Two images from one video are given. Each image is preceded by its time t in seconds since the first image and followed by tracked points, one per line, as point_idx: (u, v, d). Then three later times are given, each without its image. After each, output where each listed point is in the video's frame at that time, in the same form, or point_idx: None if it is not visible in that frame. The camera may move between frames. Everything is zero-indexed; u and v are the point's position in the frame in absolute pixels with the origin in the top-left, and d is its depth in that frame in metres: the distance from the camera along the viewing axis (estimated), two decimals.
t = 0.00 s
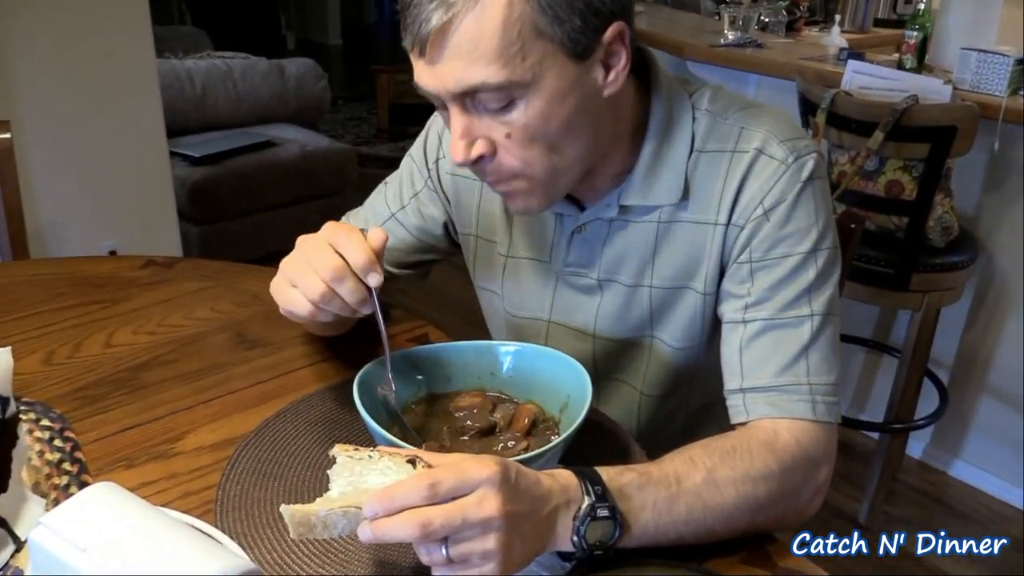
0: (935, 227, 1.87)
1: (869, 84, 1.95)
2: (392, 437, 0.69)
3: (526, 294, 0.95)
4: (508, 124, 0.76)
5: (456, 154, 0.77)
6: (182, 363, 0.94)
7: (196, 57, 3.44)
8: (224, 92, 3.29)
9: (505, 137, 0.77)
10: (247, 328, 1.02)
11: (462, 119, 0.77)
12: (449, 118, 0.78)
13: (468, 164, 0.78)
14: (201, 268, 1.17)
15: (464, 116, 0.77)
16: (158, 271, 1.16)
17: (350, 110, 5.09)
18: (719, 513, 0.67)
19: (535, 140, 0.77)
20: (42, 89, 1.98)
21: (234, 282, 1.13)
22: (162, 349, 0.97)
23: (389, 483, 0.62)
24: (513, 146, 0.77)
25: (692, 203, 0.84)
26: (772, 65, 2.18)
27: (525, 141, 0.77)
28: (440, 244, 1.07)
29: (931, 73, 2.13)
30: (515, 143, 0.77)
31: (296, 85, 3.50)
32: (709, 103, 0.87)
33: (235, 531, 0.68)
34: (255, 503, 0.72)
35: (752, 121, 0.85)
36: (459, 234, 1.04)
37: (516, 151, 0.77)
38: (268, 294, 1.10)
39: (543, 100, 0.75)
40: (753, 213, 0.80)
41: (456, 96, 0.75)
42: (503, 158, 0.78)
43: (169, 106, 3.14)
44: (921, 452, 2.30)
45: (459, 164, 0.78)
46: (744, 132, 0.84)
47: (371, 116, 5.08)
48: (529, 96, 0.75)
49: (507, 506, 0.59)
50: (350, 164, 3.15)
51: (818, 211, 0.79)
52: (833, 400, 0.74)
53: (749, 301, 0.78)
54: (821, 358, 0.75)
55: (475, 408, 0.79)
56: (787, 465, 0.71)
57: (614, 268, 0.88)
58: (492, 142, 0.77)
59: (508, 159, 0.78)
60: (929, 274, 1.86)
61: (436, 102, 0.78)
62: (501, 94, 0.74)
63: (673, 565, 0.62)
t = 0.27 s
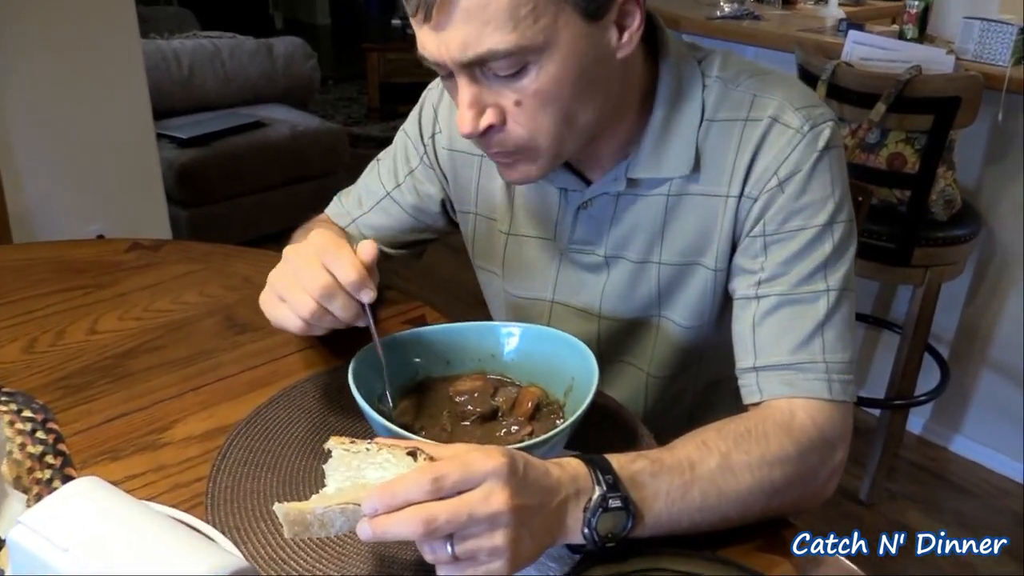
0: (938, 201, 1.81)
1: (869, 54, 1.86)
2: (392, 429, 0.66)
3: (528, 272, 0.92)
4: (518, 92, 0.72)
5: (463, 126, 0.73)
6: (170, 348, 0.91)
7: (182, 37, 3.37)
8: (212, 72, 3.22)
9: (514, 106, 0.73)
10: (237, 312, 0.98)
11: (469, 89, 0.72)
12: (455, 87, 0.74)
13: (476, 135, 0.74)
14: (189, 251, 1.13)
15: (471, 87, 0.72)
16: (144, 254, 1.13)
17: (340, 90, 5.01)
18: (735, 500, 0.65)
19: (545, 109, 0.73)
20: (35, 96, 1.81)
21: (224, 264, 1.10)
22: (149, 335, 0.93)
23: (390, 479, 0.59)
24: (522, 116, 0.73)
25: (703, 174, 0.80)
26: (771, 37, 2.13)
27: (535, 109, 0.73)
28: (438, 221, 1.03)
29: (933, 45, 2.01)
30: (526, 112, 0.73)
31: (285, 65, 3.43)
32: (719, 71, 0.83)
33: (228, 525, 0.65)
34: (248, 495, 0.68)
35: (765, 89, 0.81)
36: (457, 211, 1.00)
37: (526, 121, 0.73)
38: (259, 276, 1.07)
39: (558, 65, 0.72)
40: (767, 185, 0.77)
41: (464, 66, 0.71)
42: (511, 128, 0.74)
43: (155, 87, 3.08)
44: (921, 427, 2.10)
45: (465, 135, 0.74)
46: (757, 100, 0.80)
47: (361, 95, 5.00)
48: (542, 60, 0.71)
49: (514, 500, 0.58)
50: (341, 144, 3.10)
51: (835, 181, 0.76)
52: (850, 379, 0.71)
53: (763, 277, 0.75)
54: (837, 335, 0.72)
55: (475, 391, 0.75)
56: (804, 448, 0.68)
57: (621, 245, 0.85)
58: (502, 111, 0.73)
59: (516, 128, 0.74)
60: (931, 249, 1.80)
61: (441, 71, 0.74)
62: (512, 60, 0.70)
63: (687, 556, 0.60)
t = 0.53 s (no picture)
0: (940, 174, 1.74)
1: (869, 25, 1.78)
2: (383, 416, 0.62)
3: (531, 252, 0.88)
4: (533, 42, 0.67)
5: (474, 80, 0.68)
6: (154, 338, 0.86)
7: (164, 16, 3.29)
8: (194, 52, 3.15)
9: (529, 58, 0.68)
10: (223, 298, 0.94)
11: (481, 39, 0.67)
12: (466, 35, 0.68)
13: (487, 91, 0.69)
14: (173, 235, 1.08)
15: (484, 35, 0.67)
16: (126, 240, 1.08)
17: (326, 70, 4.93)
18: (756, 493, 0.61)
19: (560, 65, 0.69)
20: (26, 107, 1.63)
21: (209, 248, 1.05)
22: (131, 324, 0.89)
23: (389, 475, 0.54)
24: (538, 70, 0.68)
25: (717, 148, 0.76)
26: (768, 8, 2.08)
27: (550, 64, 0.68)
28: (433, 202, 0.99)
29: (933, 12, 1.94)
30: (541, 66, 0.68)
31: (269, 44, 3.36)
32: (734, 37, 0.79)
33: (216, 529, 0.61)
34: (238, 495, 0.64)
35: (784, 56, 0.77)
36: (453, 190, 0.96)
37: (540, 77, 0.69)
38: (246, 261, 1.02)
39: (579, 15, 0.67)
40: (786, 158, 0.72)
41: (476, 14, 0.66)
42: (524, 83, 0.69)
43: (136, 67, 3.00)
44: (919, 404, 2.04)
45: (475, 90, 0.69)
46: (775, 68, 0.76)
47: (348, 75, 4.92)
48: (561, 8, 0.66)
49: (524, 496, 0.53)
50: (329, 125, 3.07)
51: (857, 154, 0.72)
52: (873, 362, 0.68)
53: (781, 256, 0.71)
54: (859, 316, 0.68)
55: (476, 379, 0.72)
56: (826, 435, 0.65)
57: (630, 223, 0.81)
58: (515, 65, 0.68)
59: (530, 84, 0.69)
60: (931, 224, 1.72)
61: (450, 19, 0.69)
62: (530, 7, 0.65)
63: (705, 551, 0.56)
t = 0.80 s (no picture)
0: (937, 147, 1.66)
1: None
2: (365, 413, 0.58)
3: (526, 234, 0.83)
4: (529, 23, 0.62)
5: (465, 64, 0.63)
6: (120, 329, 0.81)
7: None
8: (168, 27, 3.05)
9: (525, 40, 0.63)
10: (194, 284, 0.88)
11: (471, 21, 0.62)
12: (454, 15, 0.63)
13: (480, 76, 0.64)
14: (142, 217, 1.02)
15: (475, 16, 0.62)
16: (91, 222, 1.01)
17: (306, 46, 4.82)
18: (775, 491, 0.56)
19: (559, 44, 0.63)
20: None
21: (180, 230, 0.99)
22: (95, 315, 0.83)
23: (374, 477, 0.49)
24: (535, 52, 0.63)
25: (727, 121, 0.71)
26: None
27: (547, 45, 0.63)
28: (420, 180, 0.93)
29: None
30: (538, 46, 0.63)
31: (246, 18, 3.26)
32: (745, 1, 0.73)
33: (185, 542, 0.55)
34: (210, 502, 0.59)
35: (799, 23, 0.71)
36: (441, 167, 0.90)
37: (537, 58, 0.63)
38: (219, 244, 0.96)
39: None
40: (802, 131, 0.67)
41: None
42: (520, 66, 0.64)
43: (107, 43, 2.90)
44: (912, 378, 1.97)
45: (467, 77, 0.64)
46: (789, 34, 0.70)
47: (329, 50, 4.81)
48: None
49: (524, 500, 0.48)
50: (309, 102, 2.98)
51: (877, 125, 0.66)
52: (895, 347, 0.63)
53: (796, 236, 0.66)
54: (880, 300, 0.63)
55: (465, 371, 0.66)
56: (847, 430, 0.60)
57: (632, 202, 0.75)
58: (509, 47, 0.63)
59: (525, 67, 0.64)
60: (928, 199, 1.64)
61: None
62: None
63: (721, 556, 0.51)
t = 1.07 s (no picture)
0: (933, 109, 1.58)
1: None
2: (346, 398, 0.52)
3: (516, 197, 0.78)
4: None
5: None
6: (79, 306, 0.75)
7: None
8: None
9: None
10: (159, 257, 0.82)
11: None
12: None
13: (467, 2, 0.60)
14: (104, 184, 0.95)
15: None
16: (48, 191, 0.94)
17: (283, 9, 4.68)
18: (791, 480, 0.52)
19: None
20: None
21: (145, 198, 0.92)
22: (53, 291, 0.77)
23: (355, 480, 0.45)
24: None
25: (737, 72, 0.65)
26: None
27: None
28: (401, 141, 0.87)
29: None
30: None
31: None
32: None
33: (147, 541, 0.50)
34: (176, 495, 0.54)
35: None
36: (423, 127, 0.84)
37: None
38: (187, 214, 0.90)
39: None
40: (819, 84, 0.62)
41: None
42: None
43: (73, 5, 2.78)
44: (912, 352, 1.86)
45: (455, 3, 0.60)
46: None
47: (307, 13, 4.67)
48: None
49: (525, 504, 0.43)
50: (287, 65, 2.83)
51: (901, 77, 0.61)
52: (917, 319, 0.59)
53: (813, 198, 0.61)
54: (902, 268, 0.59)
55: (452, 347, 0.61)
56: (869, 410, 0.56)
57: (632, 161, 0.70)
58: None
59: None
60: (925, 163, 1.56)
61: None
62: None
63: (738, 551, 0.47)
